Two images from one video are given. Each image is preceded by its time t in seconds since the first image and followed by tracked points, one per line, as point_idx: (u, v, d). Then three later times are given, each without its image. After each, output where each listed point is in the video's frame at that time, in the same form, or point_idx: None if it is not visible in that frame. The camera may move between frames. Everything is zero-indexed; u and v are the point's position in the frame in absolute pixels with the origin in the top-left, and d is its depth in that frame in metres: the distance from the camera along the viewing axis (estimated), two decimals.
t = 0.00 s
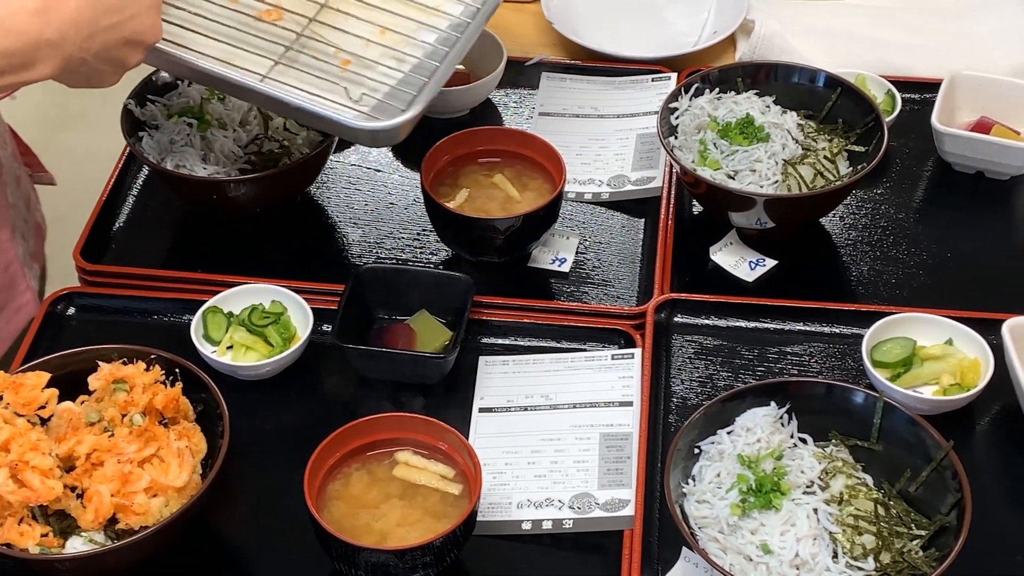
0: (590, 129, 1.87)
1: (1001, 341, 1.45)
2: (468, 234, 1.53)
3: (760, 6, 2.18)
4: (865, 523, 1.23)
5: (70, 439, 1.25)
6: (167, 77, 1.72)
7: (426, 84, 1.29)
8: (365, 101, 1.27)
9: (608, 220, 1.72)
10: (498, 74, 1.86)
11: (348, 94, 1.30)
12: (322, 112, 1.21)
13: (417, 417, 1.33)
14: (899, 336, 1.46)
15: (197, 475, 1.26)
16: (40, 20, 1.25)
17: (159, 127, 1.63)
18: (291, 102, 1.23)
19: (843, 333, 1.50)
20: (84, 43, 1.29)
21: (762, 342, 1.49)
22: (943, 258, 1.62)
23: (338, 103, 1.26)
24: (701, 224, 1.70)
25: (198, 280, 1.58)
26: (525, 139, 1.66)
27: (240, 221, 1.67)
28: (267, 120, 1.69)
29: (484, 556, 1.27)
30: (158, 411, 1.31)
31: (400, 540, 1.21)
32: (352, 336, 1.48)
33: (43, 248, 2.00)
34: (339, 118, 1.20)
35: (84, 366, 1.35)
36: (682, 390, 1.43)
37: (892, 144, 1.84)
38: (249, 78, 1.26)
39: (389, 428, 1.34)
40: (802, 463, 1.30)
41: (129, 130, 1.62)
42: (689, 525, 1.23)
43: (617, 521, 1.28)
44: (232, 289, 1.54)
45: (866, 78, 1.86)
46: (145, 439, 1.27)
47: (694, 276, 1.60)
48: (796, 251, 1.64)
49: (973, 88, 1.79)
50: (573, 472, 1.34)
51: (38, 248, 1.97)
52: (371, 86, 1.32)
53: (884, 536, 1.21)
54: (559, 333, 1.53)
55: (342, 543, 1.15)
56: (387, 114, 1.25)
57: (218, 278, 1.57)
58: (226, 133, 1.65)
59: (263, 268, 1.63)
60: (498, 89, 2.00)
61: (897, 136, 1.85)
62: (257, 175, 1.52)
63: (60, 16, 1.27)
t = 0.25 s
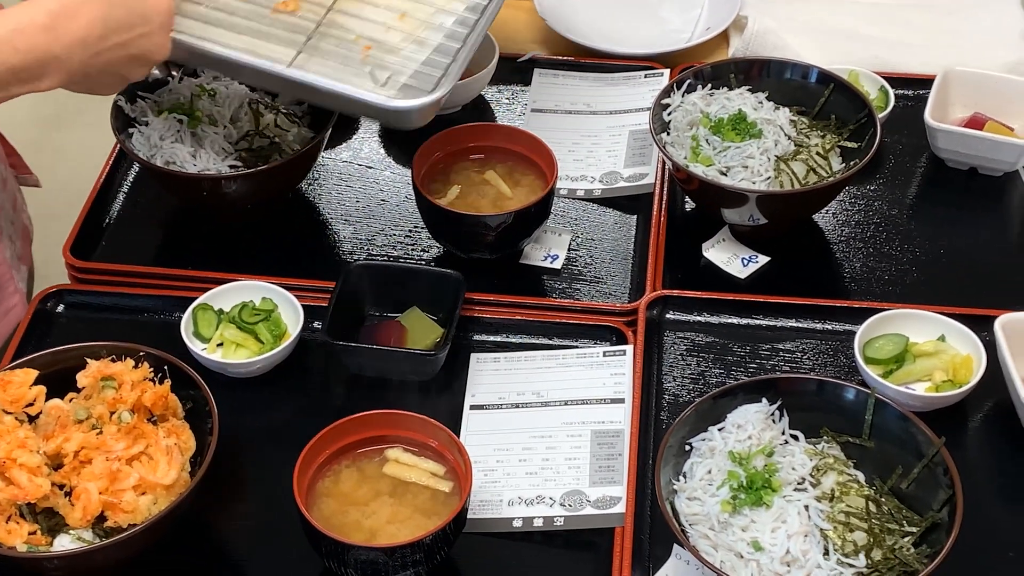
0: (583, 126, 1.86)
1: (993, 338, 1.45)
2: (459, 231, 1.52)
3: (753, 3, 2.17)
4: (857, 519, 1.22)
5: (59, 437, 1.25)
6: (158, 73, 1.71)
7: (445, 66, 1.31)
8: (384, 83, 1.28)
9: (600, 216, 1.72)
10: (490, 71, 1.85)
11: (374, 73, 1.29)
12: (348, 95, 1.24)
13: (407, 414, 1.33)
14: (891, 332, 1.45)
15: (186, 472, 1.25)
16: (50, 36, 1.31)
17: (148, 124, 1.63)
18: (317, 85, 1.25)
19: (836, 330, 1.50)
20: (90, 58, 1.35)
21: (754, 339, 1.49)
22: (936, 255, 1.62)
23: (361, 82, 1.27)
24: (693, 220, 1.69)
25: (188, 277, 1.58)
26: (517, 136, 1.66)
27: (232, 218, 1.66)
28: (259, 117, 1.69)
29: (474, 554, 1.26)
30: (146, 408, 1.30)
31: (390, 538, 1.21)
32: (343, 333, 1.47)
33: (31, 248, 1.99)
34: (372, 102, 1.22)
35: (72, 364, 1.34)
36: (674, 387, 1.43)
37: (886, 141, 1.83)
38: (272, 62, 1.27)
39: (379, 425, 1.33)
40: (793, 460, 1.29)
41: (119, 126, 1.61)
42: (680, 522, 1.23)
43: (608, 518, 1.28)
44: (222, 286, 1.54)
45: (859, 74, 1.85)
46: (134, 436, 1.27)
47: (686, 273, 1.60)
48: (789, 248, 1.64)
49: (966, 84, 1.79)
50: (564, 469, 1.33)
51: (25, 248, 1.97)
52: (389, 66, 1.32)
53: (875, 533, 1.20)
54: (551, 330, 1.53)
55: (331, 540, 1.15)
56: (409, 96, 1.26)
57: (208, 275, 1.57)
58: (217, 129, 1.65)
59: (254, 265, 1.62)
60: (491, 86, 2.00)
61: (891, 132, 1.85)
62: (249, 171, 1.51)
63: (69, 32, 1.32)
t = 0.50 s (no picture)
0: (580, 130, 1.86)
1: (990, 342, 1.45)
2: (456, 236, 1.52)
3: (750, 7, 2.18)
4: (854, 524, 1.22)
5: (56, 442, 1.25)
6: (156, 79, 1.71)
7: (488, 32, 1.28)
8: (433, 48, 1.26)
9: (597, 221, 1.72)
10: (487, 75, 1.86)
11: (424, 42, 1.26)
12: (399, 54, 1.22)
13: (405, 419, 1.33)
14: (888, 337, 1.46)
15: (184, 478, 1.25)
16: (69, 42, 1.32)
17: (146, 129, 1.63)
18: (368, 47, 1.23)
19: (833, 334, 1.50)
20: (110, 61, 1.37)
21: (751, 344, 1.49)
22: (933, 259, 1.62)
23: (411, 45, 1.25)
24: (691, 225, 1.69)
25: (186, 282, 1.58)
26: (514, 140, 1.66)
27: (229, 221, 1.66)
28: (256, 122, 1.71)
29: (471, 559, 1.26)
30: (144, 414, 1.31)
31: (388, 543, 1.21)
32: (340, 338, 1.47)
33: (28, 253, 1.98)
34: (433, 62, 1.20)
35: (69, 370, 1.34)
36: (671, 392, 1.43)
37: (882, 145, 1.83)
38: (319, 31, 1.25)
39: (377, 430, 1.33)
40: (790, 465, 1.30)
41: (116, 131, 1.60)
42: (677, 527, 1.23)
43: (605, 524, 1.28)
44: (219, 291, 1.54)
45: (856, 79, 1.86)
46: (132, 442, 1.27)
47: (684, 278, 1.60)
48: (786, 252, 1.64)
49: (963, 89, 1.79)
50: (561, 475, 1.34)
51: (21, 255, 1.94)
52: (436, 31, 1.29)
53: (872, 538, 1.21)
54: (548, 335, 1.53)
55: (328, 546, 1.15)
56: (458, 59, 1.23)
57: (206, 280, 1.57)
58: (214, 135, 1.64)
59: (251, 270, 1.62)
60: (488, 90, 2.00)
61: (887, 136, 1.85)
62: (248, 176, 1.51)
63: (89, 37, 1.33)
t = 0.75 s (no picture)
0: (579, 132, 1.87)
1: (989, 344, 1.46)
2: (456, 238, 1.53)
3: (749, 9, 2.18)
4: (853, 526, 1.23)
5: (58, 444, 1.26)
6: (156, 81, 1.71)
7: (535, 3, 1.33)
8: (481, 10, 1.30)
9: (597, 222, 1.72)
10: (487, 77, 1.86)
11: None
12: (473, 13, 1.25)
13: (406, 421, 1.33)
14: (888, 338, 1.46)
15: (185, 480, 1.26)
16: (40, 57, 1.18)
17: (146, 130, 1.63)
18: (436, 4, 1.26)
19: (833, 336, 1.51)
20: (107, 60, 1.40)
21: (751, 345, 1.50)
22: (932, 261, 1.62)
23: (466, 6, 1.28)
24: (690, 226, 1.70)
25: (187, 284, 1.58)
26: (514, 142, 1.66)
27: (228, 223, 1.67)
28: (256, 124, 1.71)
29: (472, 560, 1.27)
30: (145, 416, 1.31)
31: (389, 544, 1.21)
32: (341, 339, 1.48)
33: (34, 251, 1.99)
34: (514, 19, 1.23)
35: (70, 372, 1.34)
36: (671, 393, 1.43)
37: (881, 146, 1.84)
38: None
39: (378, 432, 1.34)
40: (790, 466, 1.30)
41: (116, 133, 1.61)
42: (677, 529, 1.23)
43: (606, 525, 1.28)
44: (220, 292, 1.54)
45: (854, 81, 1.86)
46: (133, 443, 1.27)
47: (683, 279, 1.60)
48: (785, 253, 1.64)
49: (961, 90, 1.80)
50: (562, 476, 1.34)
51: (27, 253, 1.96)
52: None
53: (872, 539, 1.21)
54: (548, 336, 1.53)
55: (330, 548, 1.15)
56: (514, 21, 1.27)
57: (206, 282, 1.57)
58: (214, 136, 1.64)
59: (252, 272, 1.62)
60: (488, 92, 2.00)
61: (886, 138, 1.85)
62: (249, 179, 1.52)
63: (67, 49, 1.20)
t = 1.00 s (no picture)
0: (578, 131, 1.86)
1: (988, 343, 1.46)
2: (455, 237, 1.52)
3: (747, 7, 2.18)
4: (852, 525, 1.23)
5: (56, 444, 1.26)
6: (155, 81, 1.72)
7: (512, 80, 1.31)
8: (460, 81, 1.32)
9: (596, 221, 1.72)
10: (486, 77, 1.86)
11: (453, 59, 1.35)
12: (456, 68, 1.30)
13: (405, 420, 1.33)
14: (887, 337, 1.46)
15: (184, 480, 1.26)
16: (24, 135, 1.09)
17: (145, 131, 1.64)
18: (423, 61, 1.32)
19: (831, 335, 1.50)
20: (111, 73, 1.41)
21: (749, 345, 1.50)
22: (931, 260, 1.62)
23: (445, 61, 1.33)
24: (689, 226, 1.70)
25: (185, 283, 1.58)
26: (513, 142, 1.66)
27: (222, 225, 1.67)
28: (254, 124, 1.71)
29: (471, 560, 1.27)
30: (144, 416, 1.31)
31: (388, 544, 1.21)
32: (340, 339, 1.48)
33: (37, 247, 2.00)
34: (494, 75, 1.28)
35: (69, 372, 1.34)
36: (670, 393, 1.43)
37: (879, 145, 1.84)
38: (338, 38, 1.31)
39: (377, 432, 1.34)
40: (789, 466, 1.30)
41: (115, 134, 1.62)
42: (676, 529, 1.23)
43: (605, 524, 1.28)
44: (218, 292, 1.54)
45: (853, 80, 1.86)
46: (132, 444, 1.27)
47: (682, 278, 1.60)
48: (784, 253, 1.64)
49: (960, 89, 1.79)
50: (561, 476, 1.34)
51: (31, 249, 1.96)
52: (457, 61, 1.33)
53: (870, 539, 1.21)
54: (547, 336, 1.53)
55: (329, 548, 1.15)
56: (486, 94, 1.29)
57: (205, 282, 1.57)
58: (212, 137, 1.66)
59: (250, 272, 1.62)
60: (486, 91, 2.00)
61: (885, 136, 1.85)
62: (248, 179, 1.52)
63: (51, 130, 1.11)
